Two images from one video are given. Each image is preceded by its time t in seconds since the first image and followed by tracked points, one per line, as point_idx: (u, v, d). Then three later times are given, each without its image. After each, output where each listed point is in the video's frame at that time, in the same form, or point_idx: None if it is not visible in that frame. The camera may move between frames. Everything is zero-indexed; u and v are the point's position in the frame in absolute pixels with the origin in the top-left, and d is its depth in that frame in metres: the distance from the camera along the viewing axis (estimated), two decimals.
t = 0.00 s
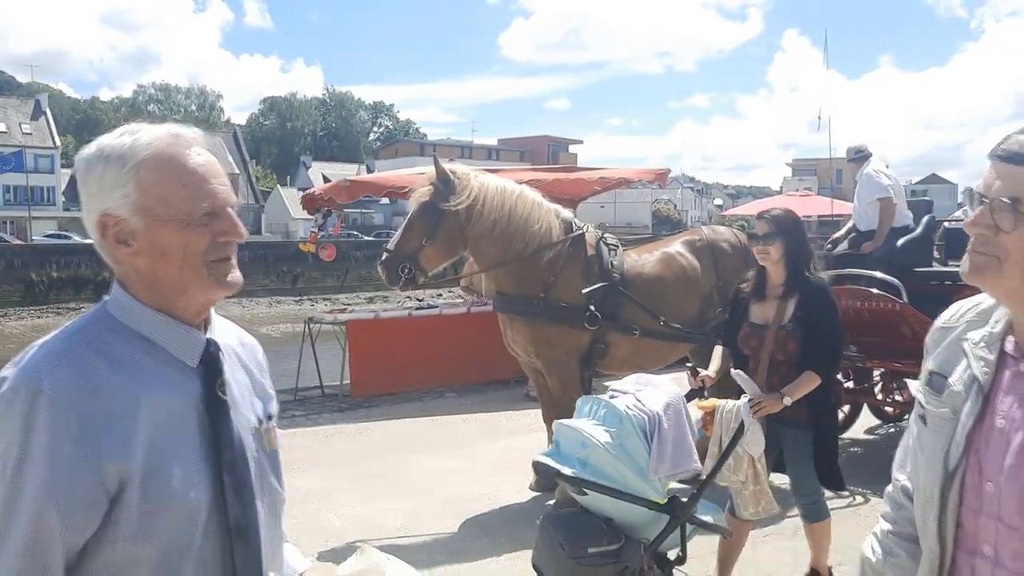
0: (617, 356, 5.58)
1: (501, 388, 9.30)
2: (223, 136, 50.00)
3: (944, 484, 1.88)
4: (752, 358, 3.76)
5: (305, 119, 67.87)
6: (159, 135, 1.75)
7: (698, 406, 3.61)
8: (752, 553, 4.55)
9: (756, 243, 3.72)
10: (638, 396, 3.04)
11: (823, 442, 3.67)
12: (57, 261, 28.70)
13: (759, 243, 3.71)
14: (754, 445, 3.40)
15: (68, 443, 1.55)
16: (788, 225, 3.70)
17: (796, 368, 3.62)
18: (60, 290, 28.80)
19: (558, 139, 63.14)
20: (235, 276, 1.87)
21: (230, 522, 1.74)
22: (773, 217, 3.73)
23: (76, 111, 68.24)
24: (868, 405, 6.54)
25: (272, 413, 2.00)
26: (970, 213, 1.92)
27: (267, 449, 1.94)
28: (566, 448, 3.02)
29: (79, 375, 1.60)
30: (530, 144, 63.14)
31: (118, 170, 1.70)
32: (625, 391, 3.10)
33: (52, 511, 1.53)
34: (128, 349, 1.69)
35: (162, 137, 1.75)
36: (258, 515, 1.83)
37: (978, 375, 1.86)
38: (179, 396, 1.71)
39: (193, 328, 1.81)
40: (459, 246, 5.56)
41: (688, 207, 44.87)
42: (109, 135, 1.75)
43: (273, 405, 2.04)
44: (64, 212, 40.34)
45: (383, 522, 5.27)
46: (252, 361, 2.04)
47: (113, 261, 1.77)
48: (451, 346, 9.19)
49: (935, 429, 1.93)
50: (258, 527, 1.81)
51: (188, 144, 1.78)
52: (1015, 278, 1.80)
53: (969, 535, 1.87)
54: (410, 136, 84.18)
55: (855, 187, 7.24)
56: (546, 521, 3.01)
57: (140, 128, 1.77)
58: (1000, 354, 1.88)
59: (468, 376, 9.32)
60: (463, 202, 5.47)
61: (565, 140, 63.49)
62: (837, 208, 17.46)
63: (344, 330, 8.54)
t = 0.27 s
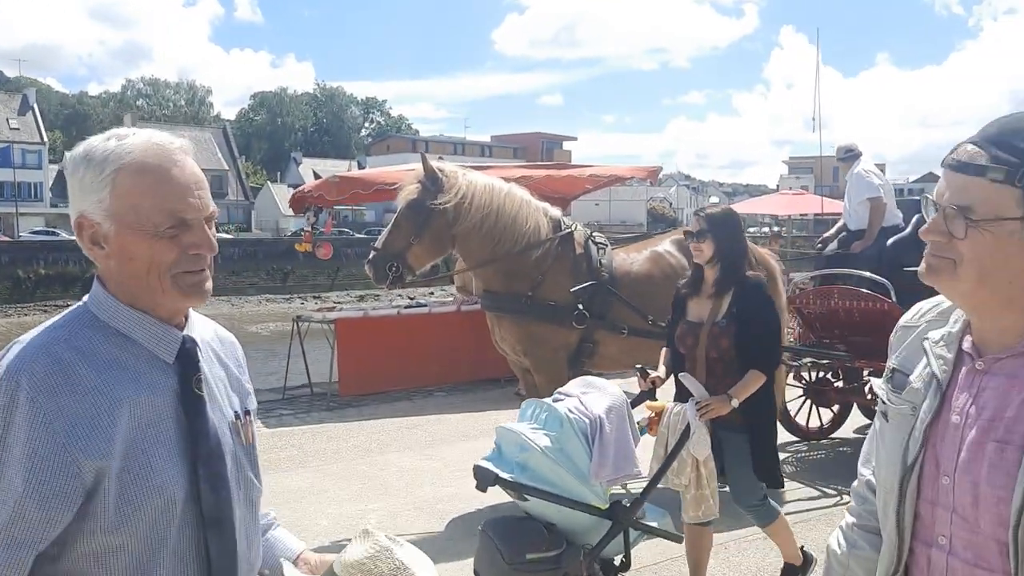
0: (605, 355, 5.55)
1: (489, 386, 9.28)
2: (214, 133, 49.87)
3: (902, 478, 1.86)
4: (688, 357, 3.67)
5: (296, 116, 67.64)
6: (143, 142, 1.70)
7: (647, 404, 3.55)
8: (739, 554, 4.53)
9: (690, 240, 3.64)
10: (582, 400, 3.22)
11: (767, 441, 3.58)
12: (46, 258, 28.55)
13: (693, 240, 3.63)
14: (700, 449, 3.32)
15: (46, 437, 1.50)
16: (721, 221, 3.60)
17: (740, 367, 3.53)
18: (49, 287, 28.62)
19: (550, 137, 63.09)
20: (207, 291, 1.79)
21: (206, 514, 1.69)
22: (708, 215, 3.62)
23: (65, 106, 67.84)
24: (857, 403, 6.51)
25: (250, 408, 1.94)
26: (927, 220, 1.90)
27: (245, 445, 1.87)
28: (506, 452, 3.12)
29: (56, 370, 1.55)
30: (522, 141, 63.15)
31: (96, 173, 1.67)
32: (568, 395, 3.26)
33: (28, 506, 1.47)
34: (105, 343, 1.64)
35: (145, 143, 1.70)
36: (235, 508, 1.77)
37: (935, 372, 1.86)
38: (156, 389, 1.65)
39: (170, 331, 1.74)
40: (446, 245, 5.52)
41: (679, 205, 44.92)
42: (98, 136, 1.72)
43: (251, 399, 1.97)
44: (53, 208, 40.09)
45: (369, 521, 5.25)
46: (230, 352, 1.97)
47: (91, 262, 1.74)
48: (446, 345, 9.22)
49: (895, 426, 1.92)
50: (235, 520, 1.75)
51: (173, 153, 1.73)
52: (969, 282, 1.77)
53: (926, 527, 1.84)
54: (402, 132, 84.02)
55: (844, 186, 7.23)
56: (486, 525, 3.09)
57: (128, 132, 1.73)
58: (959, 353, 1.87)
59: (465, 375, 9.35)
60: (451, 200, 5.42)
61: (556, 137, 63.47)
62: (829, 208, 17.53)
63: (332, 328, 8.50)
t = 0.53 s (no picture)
0: (597, 352, 5.60)
1: (483, 383, 9.36)
2: (210, 130, 49.86)
3: (874, 461, 1.94)
4: (641, 357, 3.67)
5: (292, 113, 67.62)
6: (137, 133, 1.75)
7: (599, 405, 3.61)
8: (727, 548, 4.63)
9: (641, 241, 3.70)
10: (527, 399, 3.13)
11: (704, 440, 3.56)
12: (40, 255, 28.56)
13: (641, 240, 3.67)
14: (646, 449, 3.29)
15: (56, 422, 1.51)
16: (669, 220, 3.63)
17: (687, 367, 3.53)
18: (44, 282, 28.61)
19: (546, 135, 63.20)
20: (208, 272, 1.83)
21: (208, 498, 1.71)
22: (656, 214, 3.65)
23: (60, 102, 67.69)
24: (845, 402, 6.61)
25: (249, 398, 1.97)
26: (906, 213, 1.98)
27: (244, 432, 1.89)
28: (448, 451, 3.05)
29: (66, 358, 1.57)
30: (517, 141, 63.34)
31: (94, 167, 1.71)
32: (515, 394, 3.17)
33: (39, 491, 1.48)
34: (111, 334, 1.66)
35: (138, 135, 1.75)
36: (235, 494, 1.79)
37: (908, 361, 1.97)
38: (159, 378, 1.68)
39: (174, 317, 1.77)
40: (441, 242, 5.63)
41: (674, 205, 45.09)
42: (92, 135, 1.76)
43: (250, 390, 2.00)
44: (48, 204, 40.04)
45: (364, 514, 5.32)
46: (229, 344, 2.01)
47: (95, 255, 1.77)
48: (441, 341, 9.32)
49: (869, 412, 2.01)
50: (235, 505, 1.77)
51: (165, 144, 1.78)
52: (943, 274, 1.86)
53: (896, 508, 1.92)
54: (398, 130, 84.13)
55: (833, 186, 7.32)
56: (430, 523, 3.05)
57: (120, 127, 1.78)
58: (931, 343, 1.98)
59: (460, 371, 9.45)
60: (446, 198, 5.54)
61: (552, 136, 63.57)
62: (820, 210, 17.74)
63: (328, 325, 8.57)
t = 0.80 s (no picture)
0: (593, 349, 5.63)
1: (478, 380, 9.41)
2: (206, 127, 49.84)
3: (862, 447, 2.00)
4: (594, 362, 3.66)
5: (287, 111, 67.59)
6: (144, 129, 1.79)
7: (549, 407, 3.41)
8: (721, 542, 4.68)
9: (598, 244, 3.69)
10: (473, 399, 3.13)
11: (660, 445, 3.54)
12: (36, 251, 28.64)
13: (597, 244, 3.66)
14: (594, 449, 3.26)
15: (66, 407, 1.56)
16: (625, 225, 3.60)
17: (633, 374, 3.48)
18: (38, 279, 28.61)
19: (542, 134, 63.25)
20: (214, 261, 1.87)
21: (212, 481, 1.75)
22: (613, 218, 3.63)
23: (54, 99, 67.57)
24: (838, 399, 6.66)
25: (251, 387, 2.01)
26: (899, 208, 2.03)
27: (247, 420, 1.94)
28: (392, 452, 3.04)
29: (76, 346, 1.61)
30: (514, 140, 63.46)
31: (103, 162, 1.75)
32: (463, 393, 3.17)
33: (50, 474, 1.53)
34: (119, 322, 1.71)
35: (146, 131, 1.79)
36: (239, 479, 1.83)
37: (897, 352, 2.02)
38: (166, 365, 1.72)
39: (178, 306, 1.81)
40: (438, 239, 5.68)
41: (669, 203, 45.21)
42: (100, 132, 1.80)
43: (252, 380, 2.04)
44: (42, 201, 40.00)
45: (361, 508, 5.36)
46: (233, 337, 2.05)
47: (103, 248, 1.80)
48: (437, 336, 9.35)
49: (860, 399, 2.07)
50: (239, 490, 1.81)
51: (171, 140, 1.82)
52: (933, 268, 1.91)
53: (881, 491, 1.97)
54: (394, 128, 84.11)
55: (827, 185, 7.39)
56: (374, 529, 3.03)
57: (126, 124, 1.82)
58: (919, 335, 2.03)
59: (456, 365, 9.48)
60: (443, 196, 5.57)
61: (547, 134, 63.61)
62: (816, 209, 17.85)
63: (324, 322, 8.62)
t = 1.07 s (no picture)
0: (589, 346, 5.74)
1: (476, 376, 9.43)
2: (203, 124, 49.78)
3: (858, 437, 2.03)
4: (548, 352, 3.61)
5: (284, 108, 67.51)
6: (152, 123, 1.81)
7: (502, 403, 3.50)
8: (717, 537, 4.70)
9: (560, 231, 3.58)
10: (419, 400, 3.15)
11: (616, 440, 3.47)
12: (32, 248, 28.60)
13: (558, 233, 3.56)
14: (543, 449, 3.29)
15: (75, 395, 1.57)
16: (588, 215, 3.51)
17: (588, 368, 3.43)
18: (35, 276, 28.56)
19: (539, 132, 63.30)
20: (222, 251, 1.90)
21: (217, 470, 1.77)
22: (577, 207, 3.53)
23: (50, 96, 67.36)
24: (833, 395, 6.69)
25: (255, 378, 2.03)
26: (894, 203, 2.05)
27: (251, 410, 1.96)
28: (335, 453, 3.02)
29: (85, 335, 1.63)
30: (512, 136, 63.40)
31: (116, 154, 1.76)
32: (410, 394, 3.21)
33: (60, 461, 1.55)
34: (126, 312, 1.72)
35: (154, 124, 1.81)
36: (243, 468, 1.85)
37: (892, 344, 2.05)
38: (171, 355, 1.74)
39: (185, 297, 1.83)
40: (437, 235, 5.70)
41: (666, 200, 45.23)
42: (107, 126, 1.81)
43: (255, 371, 2.06)
44: (38, 198, 39.91)
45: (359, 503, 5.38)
46: (237, 330, 2.07)
47: (114, 239, 1.80)
48: (434, 334, 9.35)
49: (856, 390, 2.09)
50: (243, 479, 1.83)
51: (178, 132, 1.84)
52: (926, 262, 1.93)
53: (876, 481, 1.99)
54: (391, 126, 84.04)
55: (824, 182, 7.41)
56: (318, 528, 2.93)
57: (134, 119, 1.84)
58: (914, 328, 2.06)
59: (453, 363, 9.49)
60: (441, 192, 5.58)
61: (545, 132, 63.60)
62: (813, 208, 17.89)
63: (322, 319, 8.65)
